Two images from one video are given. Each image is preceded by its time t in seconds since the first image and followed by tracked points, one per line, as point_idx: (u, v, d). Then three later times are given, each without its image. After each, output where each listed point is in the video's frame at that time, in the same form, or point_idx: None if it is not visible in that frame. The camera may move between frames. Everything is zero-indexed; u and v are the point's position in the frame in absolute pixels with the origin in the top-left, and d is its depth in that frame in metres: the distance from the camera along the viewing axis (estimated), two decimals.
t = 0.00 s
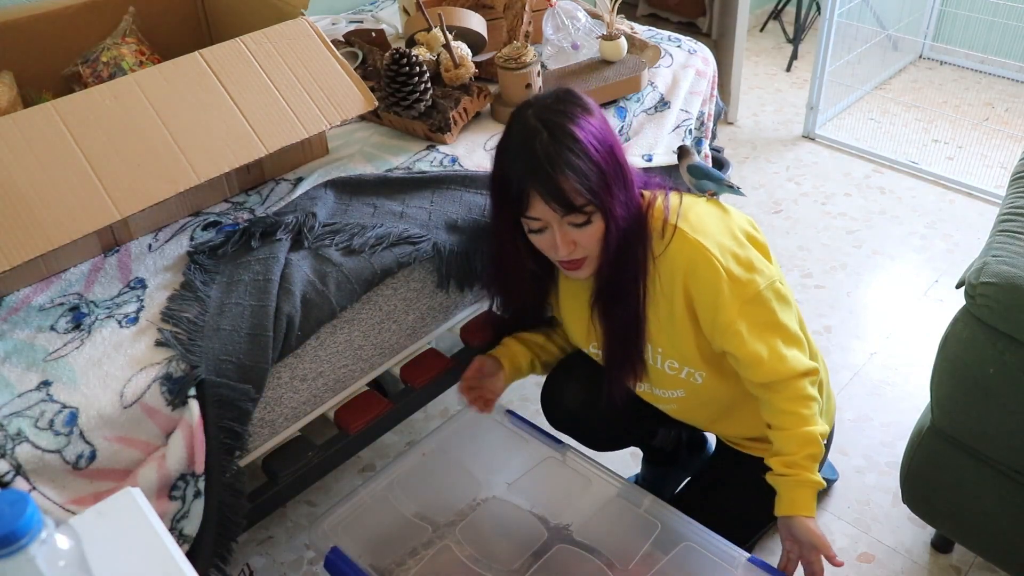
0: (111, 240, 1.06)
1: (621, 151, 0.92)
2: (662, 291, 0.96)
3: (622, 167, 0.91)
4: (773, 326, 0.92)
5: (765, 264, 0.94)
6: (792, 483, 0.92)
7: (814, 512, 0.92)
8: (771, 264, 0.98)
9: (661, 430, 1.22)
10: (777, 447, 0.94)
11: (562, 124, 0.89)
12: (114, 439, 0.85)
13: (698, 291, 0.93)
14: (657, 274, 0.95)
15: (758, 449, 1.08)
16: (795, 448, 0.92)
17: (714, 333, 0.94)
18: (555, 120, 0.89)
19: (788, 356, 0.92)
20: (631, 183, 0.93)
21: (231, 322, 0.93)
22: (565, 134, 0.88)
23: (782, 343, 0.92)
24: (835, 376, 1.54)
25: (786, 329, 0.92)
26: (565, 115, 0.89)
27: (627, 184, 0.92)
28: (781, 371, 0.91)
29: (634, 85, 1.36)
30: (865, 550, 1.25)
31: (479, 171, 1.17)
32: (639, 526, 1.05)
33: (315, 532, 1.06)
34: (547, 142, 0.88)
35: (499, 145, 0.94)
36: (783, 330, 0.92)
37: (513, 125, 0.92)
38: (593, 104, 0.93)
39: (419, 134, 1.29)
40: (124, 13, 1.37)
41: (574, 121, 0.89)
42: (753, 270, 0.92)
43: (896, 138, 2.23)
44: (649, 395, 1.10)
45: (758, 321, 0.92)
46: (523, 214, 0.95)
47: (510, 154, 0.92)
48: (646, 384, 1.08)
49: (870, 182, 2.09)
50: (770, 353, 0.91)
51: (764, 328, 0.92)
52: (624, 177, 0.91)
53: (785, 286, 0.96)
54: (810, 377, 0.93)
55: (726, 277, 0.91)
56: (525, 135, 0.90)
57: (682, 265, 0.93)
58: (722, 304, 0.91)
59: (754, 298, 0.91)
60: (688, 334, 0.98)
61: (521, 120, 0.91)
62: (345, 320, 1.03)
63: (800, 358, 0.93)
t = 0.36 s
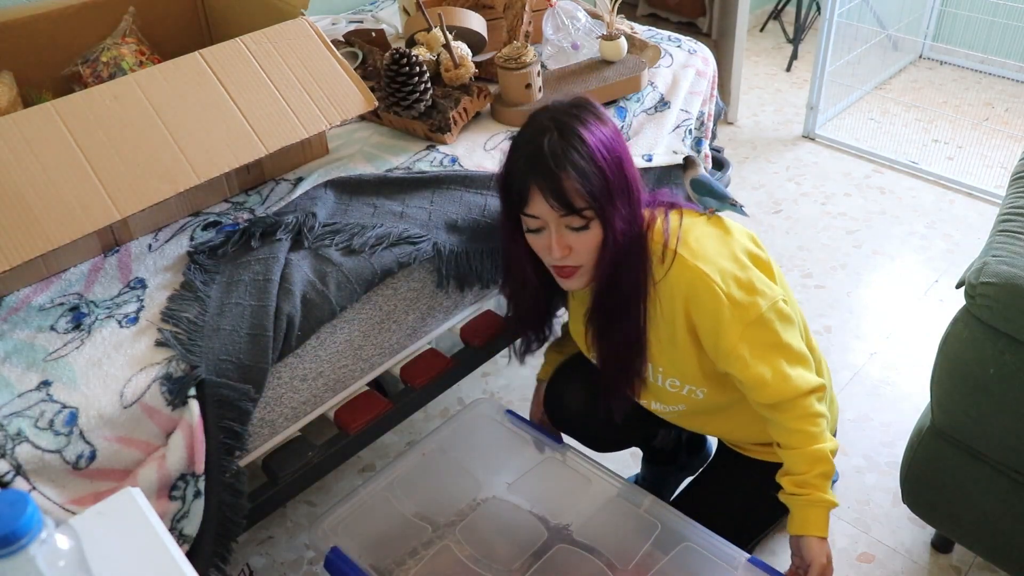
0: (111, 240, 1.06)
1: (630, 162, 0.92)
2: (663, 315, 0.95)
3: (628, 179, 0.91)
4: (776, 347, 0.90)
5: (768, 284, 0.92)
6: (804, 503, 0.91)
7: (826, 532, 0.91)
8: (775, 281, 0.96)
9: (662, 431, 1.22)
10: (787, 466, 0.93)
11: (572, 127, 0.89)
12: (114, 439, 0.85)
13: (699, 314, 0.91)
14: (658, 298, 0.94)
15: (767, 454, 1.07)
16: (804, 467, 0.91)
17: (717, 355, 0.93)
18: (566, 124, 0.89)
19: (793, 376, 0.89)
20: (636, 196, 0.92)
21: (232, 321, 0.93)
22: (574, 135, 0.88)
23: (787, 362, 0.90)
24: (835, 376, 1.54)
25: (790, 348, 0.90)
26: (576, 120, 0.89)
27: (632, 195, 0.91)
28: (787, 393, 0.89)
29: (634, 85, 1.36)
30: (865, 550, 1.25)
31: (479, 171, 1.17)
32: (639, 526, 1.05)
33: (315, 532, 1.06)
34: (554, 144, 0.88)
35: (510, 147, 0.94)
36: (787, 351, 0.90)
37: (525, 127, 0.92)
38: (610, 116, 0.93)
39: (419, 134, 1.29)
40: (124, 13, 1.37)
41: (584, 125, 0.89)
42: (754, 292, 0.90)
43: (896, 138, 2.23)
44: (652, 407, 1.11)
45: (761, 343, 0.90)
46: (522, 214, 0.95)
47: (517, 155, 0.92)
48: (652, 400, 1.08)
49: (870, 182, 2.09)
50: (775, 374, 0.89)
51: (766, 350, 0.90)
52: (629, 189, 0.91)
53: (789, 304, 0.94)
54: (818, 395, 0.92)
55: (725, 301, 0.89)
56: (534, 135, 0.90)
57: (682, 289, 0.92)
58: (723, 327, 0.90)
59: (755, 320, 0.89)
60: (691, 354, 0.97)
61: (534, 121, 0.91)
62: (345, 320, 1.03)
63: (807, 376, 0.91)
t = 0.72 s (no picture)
0: (112, 240, 1.06)
1: (639, 170, 0.91)
2: (676, 317, 0.96)
3: (637, 187, 0.90)
4: (788, 350, 0.90)
5: (780, 286, 0.92)
6: (814, 503, 0.91)
7: (836, 533, 0.91)
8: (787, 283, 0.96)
9: (661, 429, 1.22)
10: (799, 466, 0.93)
11: (581, 134, 0.89)
12: (115, 439, 0.85)
13: (712, 317, 0.91)
14: (671, 300, 0.94)
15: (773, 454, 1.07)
16: (815, 466, 0.90)
17: (730, 358, 0.93)
18: (575, 130, 0.89)
19: (805, 378, 0.89)
20: (646, 203, 0.91)
21: (232, 322, 0.93)
22: (582, 143, 0.88)
23: (798, 364, 0.90)
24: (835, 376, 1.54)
25: (802, 350, 0.90)
26: (585, 127, 0.89)
27: (641, 203, 0.91)
28: (799, 394, 0.89)
29: (634, 85, 1.36)
30: (865, 550, 1.25)
31: (479, 171, 1.17)
32: (639, 526, 1.05)
33: (315, 532, 1.06)
34: (563, 150, 0.88)
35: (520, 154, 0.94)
36: (799, 352, 0.90)
37: (536, 133, 0.92)
38: (619, 126, 0.93)
39: (419, 134, 1.29)
40: (124, 13, 1.37)
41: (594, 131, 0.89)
42: (767, 295, 0.90)
43: (896, 138, 2.23)
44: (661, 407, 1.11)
45: (773, 345, 0.90)
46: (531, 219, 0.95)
47: (526, 160, 0.92)
48: (663, 399, 1.08)
49: (870, 182, 2.09)
50: (787, 376, 0.89)
51: (779, 352, 0.90)
52: (637, 197, 0.90)
53: (801, 306, 0.94)
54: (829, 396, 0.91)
55: (738, 304, 0.89)
56: (543, 141, 0.90)
57: (695, 291, 0.92)
58: (736, 330, 0.89)
59: (768, 323, 0.89)
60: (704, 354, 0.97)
61: (544, 127, 0.91)
62: (346, 321, 1.03)
63: (819, 377, 0.91)
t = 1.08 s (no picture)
0: (111, 240, 1.06)
1: (639, 188, 0.90)
2: (679, 319, 0.95)
3: (637, 205, 0.90)
4: (790, 354, 0.90)
5: (783, 290, 0.91)
6: (812, 504, 0.91)
7: (832, 535, 0.90)
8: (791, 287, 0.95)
9: (662, 426, 1.21)
10: (798, 468, 0.93)
11: (578, 159, 0.88)
12: (115, 439, 0.85)
13: (715, 320, 0.91)
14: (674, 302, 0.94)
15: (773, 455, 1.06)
16: (815, 469, 0.90)
17: (732, 360, 0.92)
18: (572, 155, 0.88)
19: (806, 382, 0.89)
20: (647, 219, 0.91)
21: (232, 322, 0.93)
22: (580, 168, 0.87)
23: (800, 368, 0.90)
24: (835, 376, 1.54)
25: (803, 354, 0.90)
26: (582, 151, 0.88)
27: (643, 220, 0.91)
28: (801, 398, 0.89)
29: (634, 85, 1.36)
30: (865, 550, 1.25)
31: (479, 171, 1.17)
32: (639, 526, 1.05)
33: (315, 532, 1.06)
34: (560, 177, 0.88)
35: (517, 175, 0.94)
36: (801, 356, 0.90)
37: (532, 156, 0.92)
38: (616, 139, 0.92)
39: (419, 134, 1.29)
40: (124, 13, 1.37)
41: (591, 155, 0.88)
42: (770, 299, 0.89)
43: (896, 138, 2.23)
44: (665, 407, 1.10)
45: (775, 349, 0.89)
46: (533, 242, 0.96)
47: (525, 185, 0.92)
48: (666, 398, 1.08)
49: (870, 182, 2.09)
50: (788, 380, 0.89)
51: (780, 356, 0.90)
52: (638, 215, 0.90)
53: (804, 309, 0.94)
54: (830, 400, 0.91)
55: (740, 308, 0.89)
56: (541, 167, 0.90)
57: (698, 294, 0.91)
58: (738, 333, 0.89)
59: (770, 327, 0.89)
60: (706, 355, 0.97)
61: (540, 151, 0.91)
62: (345, 321, 1.03)
63: (820, 381, 0.91)
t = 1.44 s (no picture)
0: (111, 240, 1.06)
1: (637, 178, 0.89)
2: (679, 312, 0.95)
3: (632, 197, 0.88)
4: (791, 348, 0.90)
5: (784, 285, 0.92)
6: (810, 500, 0.90)
7: (830, 531, 0.90)
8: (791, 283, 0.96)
9: (661, 429, 1.22)
10: (795, 464, 0.93)
11: (576, 144, 0.86)
12: (115, 439, 0.85)
13: (716, 313, 0.91)
14: (675, 294, 0.94)
15: (772, 455, 1.06)
16: (813, 465, 0.90)
17: (732, 353, 0.92)
18: (571, 139, 0.86)
19: (806, 376, 0.89)
20: (641, 211, 0.89)
21: (232, 322, 0.93)
22: (574, 154, 0.86)
23: (800, 363, 0.90)
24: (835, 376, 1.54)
25: (803, 349, 0.90)
26: (582, 136, 0.86)
27: (636, 212, 0.89)
28: (800, 393, 0.89)
29: (634, 85, 1.36)
30: (865, 550, 1.25)
31: (479, 171, 1.17)
32: (639, 526, 1.05)
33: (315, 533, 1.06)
34: (555, 162, 0.86)
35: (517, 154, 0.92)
36: (801, 351, 0.90)
37: (533, 137, 0.90)
38: (621, 126, 0.90)
39: (419, 134, 1.29)
40: (124, 13, 1.37)
41: (590, 141, 0.86)
42: (771, 293, 0.90)
43: (896, 138, 2.23)
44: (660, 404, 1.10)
45: (776, 343, 0.89)
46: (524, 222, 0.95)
47: (521, 166, 0.90)
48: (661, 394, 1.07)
49: (870, 182, 2.09)
50: (789, 374, 0.89)
51: (781, 350, 0.90)
52: (632, 207, 0.88)
53: (804, 306, 0.94)
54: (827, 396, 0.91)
55: (742, 301, 0.89)
56: (539, 149, 0.88)
57: (700, 287, 0.91)
58: (739, 327, 0.89)
59: (772, 321, 0.89)
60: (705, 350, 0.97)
61: (541, 133, 0.89)
62: (345, 321, 1.03)
63: (819, 377, 0.91)
